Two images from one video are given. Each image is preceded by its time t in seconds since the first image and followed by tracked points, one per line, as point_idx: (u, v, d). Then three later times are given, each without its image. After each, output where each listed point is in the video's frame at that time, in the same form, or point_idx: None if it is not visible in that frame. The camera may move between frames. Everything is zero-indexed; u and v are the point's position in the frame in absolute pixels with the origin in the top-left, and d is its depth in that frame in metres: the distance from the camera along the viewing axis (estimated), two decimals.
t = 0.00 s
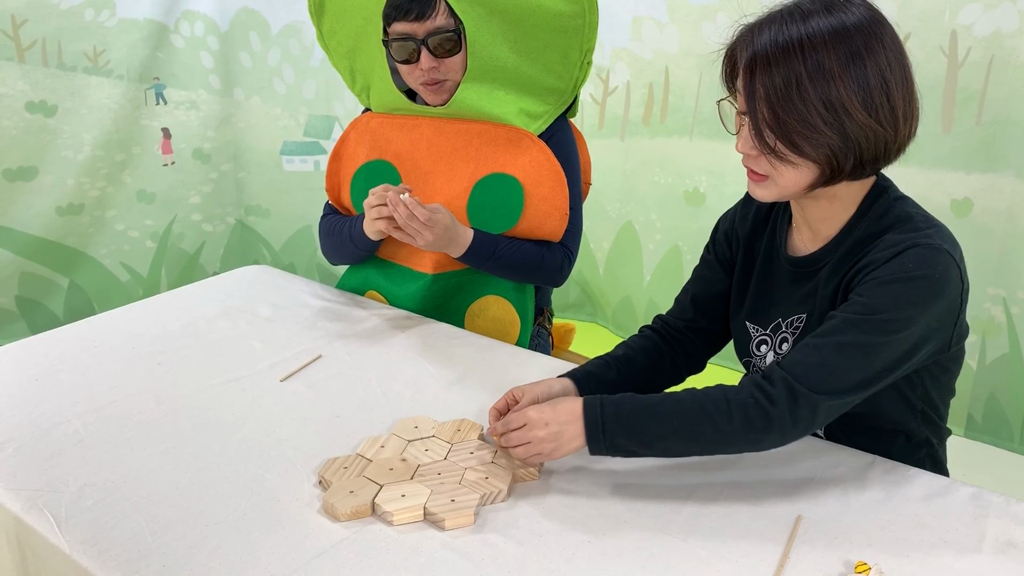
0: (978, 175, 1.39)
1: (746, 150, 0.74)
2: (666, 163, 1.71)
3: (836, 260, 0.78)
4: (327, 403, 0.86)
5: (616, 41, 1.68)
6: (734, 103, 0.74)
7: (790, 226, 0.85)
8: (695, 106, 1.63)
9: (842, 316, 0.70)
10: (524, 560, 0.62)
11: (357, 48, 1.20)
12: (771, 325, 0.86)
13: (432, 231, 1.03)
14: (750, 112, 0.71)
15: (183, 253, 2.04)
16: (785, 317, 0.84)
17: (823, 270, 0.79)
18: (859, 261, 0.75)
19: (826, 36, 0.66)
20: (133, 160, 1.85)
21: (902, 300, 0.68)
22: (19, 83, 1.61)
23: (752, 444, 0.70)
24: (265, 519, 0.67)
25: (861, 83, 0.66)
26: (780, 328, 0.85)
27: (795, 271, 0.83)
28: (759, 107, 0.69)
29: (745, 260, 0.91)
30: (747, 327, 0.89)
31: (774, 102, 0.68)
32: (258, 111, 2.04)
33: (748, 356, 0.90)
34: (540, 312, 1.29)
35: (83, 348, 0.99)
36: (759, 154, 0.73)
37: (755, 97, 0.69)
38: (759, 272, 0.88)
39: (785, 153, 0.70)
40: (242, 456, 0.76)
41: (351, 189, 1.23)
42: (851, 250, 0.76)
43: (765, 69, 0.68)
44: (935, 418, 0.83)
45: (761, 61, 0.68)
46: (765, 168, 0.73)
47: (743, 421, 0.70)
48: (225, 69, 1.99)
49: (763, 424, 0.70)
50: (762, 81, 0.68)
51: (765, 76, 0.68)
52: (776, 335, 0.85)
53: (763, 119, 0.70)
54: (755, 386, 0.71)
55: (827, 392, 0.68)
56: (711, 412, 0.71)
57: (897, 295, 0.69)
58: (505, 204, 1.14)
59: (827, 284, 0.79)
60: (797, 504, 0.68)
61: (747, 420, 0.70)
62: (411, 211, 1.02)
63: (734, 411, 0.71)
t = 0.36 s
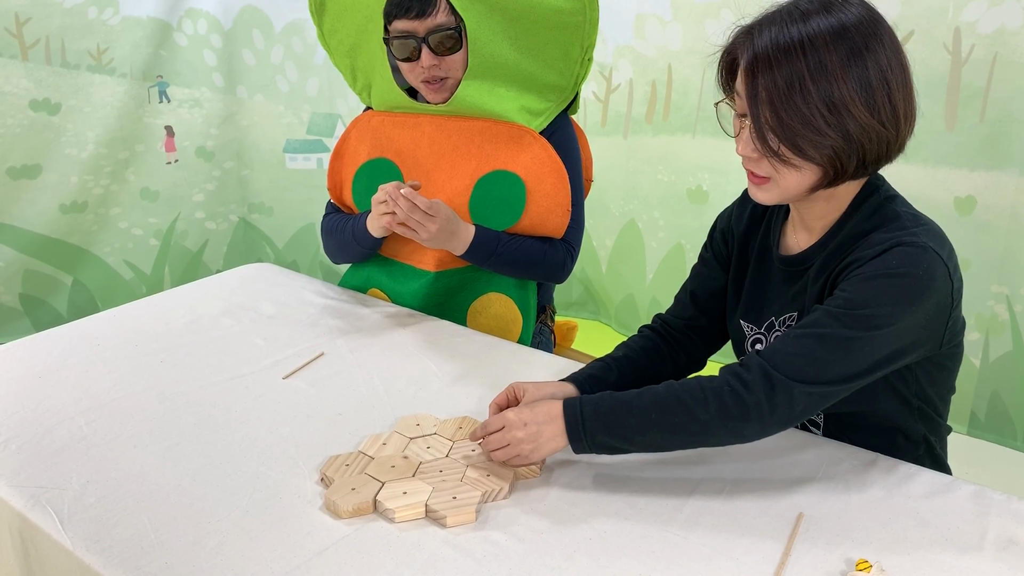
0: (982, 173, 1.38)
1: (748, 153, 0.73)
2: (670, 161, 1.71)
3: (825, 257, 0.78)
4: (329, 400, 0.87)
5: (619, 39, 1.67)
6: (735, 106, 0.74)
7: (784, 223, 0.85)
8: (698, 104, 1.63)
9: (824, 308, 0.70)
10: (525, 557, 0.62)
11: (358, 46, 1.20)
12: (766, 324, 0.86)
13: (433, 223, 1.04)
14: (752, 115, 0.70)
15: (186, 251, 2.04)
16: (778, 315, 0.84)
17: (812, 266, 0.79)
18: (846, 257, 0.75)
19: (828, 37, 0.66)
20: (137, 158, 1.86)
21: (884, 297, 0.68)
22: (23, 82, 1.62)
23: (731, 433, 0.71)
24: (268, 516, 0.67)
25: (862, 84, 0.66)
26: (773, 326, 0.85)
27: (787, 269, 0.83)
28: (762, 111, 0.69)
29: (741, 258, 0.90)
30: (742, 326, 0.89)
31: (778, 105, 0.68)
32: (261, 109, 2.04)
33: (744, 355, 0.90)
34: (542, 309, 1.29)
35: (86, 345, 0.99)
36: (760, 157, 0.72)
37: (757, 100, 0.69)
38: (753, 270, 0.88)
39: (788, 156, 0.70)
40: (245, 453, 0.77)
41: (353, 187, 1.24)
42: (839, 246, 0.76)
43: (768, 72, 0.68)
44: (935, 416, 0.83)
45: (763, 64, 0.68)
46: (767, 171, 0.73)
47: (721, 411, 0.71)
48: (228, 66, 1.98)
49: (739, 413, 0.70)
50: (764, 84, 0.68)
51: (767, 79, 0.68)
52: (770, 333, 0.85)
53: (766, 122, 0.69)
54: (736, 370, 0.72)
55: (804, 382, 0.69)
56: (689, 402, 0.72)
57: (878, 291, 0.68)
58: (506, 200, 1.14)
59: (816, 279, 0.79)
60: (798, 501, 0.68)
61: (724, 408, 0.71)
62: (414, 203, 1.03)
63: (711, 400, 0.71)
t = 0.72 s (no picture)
0: (983, 171, 1.38)
1: (787, 158, 0.69)
2: (671, 159, 1.71)
3: (837, 252, 0.77)
4: (329, 398, 0.87)
5: (620, 37, 1.67)
6: (768, 109, 0.70)
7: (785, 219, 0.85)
8: (699, 102, 1.63)
9: (858, 319, 0.69)
10: (524, 555, 0.62)
11: (356, 45, 1.20)
12: (769, 318, 0.86)
13: (431, 222, 1.04)
14: (805, 117, 0.67)
15: (187, 250, 2.04)
16: (782, 309, 0.84)
17: (822, 260, 0.79)
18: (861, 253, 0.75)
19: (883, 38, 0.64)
20: (138, 156, 1.86)
21: (917, 292, 0.68)
22: (24, 80, 1.62)
23: (792, 454, 0.69)
24: (268, 515, 0.67)
25: (911, 86, 0.66)
26: (777, 320, 0.84)
27: (791, 262, 0.82)
28: (822, 113, 0.65)
29: (739, 253, 0.90)
30: (744, 321, 0.89)
31: (840, 107, 0.65)
32: (262, 108, 2.04)
33: (745, 350, 0.90)
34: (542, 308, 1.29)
35: (87, 343, 0.99)
36: (803, 160, 0.69)
37: (816, 103, 0.65)
38: (753, 265, 0.87)
39: (838, 159, 0.68)
40: (245, 451, 0.77)
41: (353, 186, 1.24)
42: (850, 241, 0.76)
43: (828, 74, 0.65)
44: (937, 413, 0.83)
45: (821, 64, 0.65)
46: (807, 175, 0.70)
47: (785, 440, 0.69)
48: (229, 65, 1.99)
49: (804, 437, 0.68)
50: (824, 85, 0.65)
51: (828, 81, 0.65)
52: (773, 327, 0.85)
53: (824, 125, 0.66)
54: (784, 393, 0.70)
55: (858, 399, 0.67)
56: (753, 419, 0.69)
57: (907, 289, 0.68)
58: (507, 198, 1.14)
59: (824, 278, 0.79)
60: (798, 500, 0.68)
61: (785, 435, 0.69)
62: (411, 204, 1.03)
63: (774, 419, 0.69)
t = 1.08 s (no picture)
0: (983, 170, 1.38)
1: (849, 150, 0.72)
2: (671, 158, 1.71)
3: (865, 246, 0.79)
4: (328, 397, 0.87)
5: (621, 36, 1.67)
6: (821, 109, 0.73)
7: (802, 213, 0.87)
8: (699, 101, 1.63)
9: (999, 339, 0.69)
10: (524, 553, 0.62)
11: (354, 44, 1.20)
12: (786, 310, 0.86)
13: (425, 223, 1.04)
14: (870, 104, 0.70)
15: (187, 248, 2.04)
16: (802, 302, 0.84)
17: (847, 253, 0.81)
18: (895, 249, 0.77)
19: (927, 25, 0.70)
20: (137, 155, 1.86)
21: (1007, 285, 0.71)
22: (24, 79, 1.61)
23: None
24: (268, 513, 0.67)
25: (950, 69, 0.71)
26: (795, 313, 0.85)
27: (812, 254, 0.83)
28: (889, 99, 0.69)
29: (748, 250, 0.90)
30: (758, 314, 0.89)
31: (907, 90, 0.69)
32: (262, 107, 2.04)
33: (757, 344, 0.90)
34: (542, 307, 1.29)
35: (87, 342, 0.99)
36: (862, 151, 0.72)
37: (883, 89, 0.69)
38: (767, 260, 0.88)
39: (897, 143, 0.72)
40: (245, 450, 0.77)
41: (351, 186, 1.24)
42: (887, 246, 0.78)
43: (891, 60, 0.68)
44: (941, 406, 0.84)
45: (884, 51, 0.68)
46: (863, 166, 0.73)
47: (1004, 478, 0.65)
48: (229, 64, 1.99)
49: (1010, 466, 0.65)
50: (890, 71, 0.69)
51: (893, 66, 0.68)
52: (790, 320, 0.85)
53: (891, 110, 0.69)
54: (986, 449, 0.66)
55: None
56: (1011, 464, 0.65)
57: (991, 293, 0.70)
58: (507, 196, 1.13)
59: (858, 285, 0.80)
60: (798, 499, 0.68)
61: None
62: (409, 202, 1.03)
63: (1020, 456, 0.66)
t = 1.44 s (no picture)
0: (984, 168, 1.38)
1: (859, 144, 0.72)
2: (671, 157, 1.71)
3: (876, 245, 0.79)
4: (329, 395, 0.87)
5: (621, 35, 1.67)
6: (833, 101, 0.73)
7: (814, 210, 0.87)
8: (699, 100, 1.63)
9: (999, 341, 0.69)
10: (525, 552, 0.62)
11: (353, 44, 1.18)
12: (793, 306, 0.86)
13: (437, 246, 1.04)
14: (881, 99, 0.70)
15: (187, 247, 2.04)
16: (810, 299, 0.85)
17: (858, 251, 0.81)
18: (908, 249, 0.77)
19: (944, 21, 0.69)
20: (137, 154, 1.86)
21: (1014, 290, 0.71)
22: (24, 77, 1.61)
23: None
24: (269, 511, 0.67)
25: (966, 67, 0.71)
26: (803, 310, 0.85)
27: (822, 251, 0.84)
28: (900, 94, 0.69)
29: (756, 247, 0.91)
30: (766, 309, 0.89)
31: (919, 86, 0.69)
32: (262, 105, 2.05)
33: (763, 339, 0.90)
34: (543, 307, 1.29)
35: (87, 340, 0.99)
36: (871, 146, 0.72)
37: (894, 84, 0.69)
38: (776, 257, 0.88)
39: (907, 139, 0.72)
40: (245, 448, 0.77)
41: (349, 187, 1.22)
42: (896, 244, 0.78)
43: (903, 54, 0.68)
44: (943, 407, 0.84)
45: (897, 46, 0.68)
46: (873, 161, 0.73)
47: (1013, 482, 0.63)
48: (229, 62, 2.00)
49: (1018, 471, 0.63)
50: (902, 66, 0.68)
51: (906, 62, 0.68)
52: (797, 316, 0.86)
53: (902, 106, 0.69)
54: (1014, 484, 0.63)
55: None
56: None
57: (996, 296, 0.70)
58: (514, 201, 1.14)
59: (866, 283, 0.80)
60: (799, 497, 0.68)
61: None
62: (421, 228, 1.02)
63: None
